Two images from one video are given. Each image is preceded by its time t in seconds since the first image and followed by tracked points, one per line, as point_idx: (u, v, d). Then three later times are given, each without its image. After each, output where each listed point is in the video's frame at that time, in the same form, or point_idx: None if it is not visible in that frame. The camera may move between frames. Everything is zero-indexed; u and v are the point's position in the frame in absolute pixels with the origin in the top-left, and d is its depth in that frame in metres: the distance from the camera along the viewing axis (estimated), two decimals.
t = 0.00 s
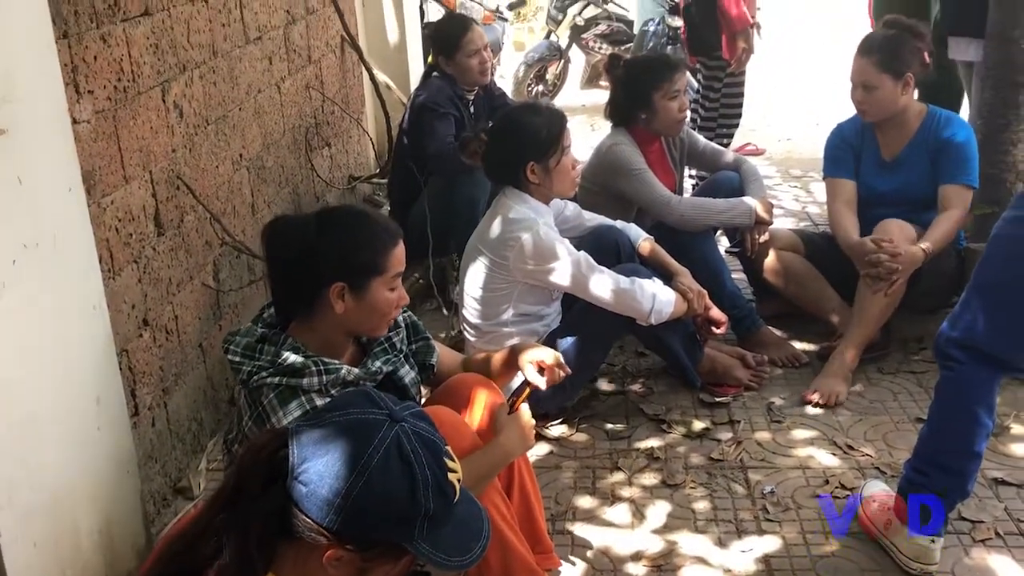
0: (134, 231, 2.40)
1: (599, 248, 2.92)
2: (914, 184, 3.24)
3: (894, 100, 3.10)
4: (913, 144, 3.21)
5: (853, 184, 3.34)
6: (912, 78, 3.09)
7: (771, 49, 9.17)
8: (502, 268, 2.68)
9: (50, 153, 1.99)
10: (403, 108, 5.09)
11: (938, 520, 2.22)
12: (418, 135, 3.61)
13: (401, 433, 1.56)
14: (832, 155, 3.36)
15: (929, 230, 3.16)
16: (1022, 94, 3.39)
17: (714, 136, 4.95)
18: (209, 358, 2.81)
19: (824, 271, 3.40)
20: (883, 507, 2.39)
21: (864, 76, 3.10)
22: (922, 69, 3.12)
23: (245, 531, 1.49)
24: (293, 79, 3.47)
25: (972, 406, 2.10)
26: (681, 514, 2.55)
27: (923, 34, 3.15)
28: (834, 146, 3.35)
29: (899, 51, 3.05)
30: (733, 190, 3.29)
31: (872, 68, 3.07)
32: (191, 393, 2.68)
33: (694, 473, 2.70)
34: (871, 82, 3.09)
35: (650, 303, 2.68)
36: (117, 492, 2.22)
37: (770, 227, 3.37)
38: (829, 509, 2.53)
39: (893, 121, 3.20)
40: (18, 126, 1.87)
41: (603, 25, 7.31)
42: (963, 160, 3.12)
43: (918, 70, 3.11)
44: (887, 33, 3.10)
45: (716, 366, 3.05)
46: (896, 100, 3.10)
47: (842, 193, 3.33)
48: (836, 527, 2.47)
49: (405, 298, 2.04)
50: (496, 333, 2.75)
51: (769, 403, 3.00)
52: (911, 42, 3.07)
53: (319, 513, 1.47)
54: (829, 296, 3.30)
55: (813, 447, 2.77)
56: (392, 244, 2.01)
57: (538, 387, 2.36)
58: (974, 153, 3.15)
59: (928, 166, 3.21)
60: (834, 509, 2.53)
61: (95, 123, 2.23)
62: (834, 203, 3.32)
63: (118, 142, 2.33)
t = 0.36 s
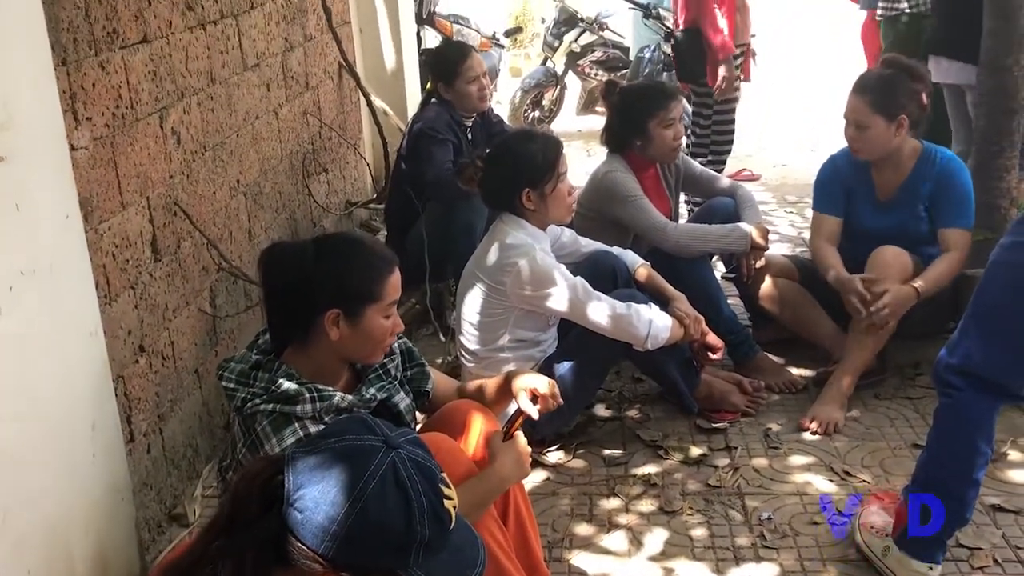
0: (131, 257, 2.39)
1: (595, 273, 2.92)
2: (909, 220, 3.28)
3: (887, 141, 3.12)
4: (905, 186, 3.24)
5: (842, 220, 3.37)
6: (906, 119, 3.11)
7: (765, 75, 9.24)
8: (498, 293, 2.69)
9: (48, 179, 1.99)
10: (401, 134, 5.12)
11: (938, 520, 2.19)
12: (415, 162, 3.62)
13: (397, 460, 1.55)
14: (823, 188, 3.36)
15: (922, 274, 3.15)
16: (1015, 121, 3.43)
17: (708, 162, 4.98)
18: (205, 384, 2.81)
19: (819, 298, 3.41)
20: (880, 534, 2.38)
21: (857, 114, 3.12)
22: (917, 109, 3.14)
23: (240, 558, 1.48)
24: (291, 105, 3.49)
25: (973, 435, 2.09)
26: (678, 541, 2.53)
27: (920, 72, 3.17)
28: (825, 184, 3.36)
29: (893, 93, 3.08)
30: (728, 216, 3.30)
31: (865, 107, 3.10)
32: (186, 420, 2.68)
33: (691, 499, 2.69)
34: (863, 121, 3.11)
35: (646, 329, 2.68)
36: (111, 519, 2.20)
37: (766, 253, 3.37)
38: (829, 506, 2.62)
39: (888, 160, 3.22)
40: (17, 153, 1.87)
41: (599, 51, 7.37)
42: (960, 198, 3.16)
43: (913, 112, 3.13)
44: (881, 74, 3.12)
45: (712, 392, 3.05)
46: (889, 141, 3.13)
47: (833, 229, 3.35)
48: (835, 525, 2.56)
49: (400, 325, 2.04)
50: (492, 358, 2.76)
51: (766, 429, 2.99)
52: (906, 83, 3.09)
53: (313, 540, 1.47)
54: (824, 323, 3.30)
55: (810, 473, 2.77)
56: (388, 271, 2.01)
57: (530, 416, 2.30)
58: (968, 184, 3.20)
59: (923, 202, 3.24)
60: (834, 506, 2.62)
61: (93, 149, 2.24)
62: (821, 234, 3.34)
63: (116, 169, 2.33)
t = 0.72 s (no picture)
0: (129, 282, 2.40)
1: (593, 297, 2.93)
2: (911, 246, 3.30)
3: (882, 169, 3.15)
4: (901, 212, 3.28)
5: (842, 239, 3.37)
6: (901, 148, 3.14)
7: (761, 99, 9.29)
8: (495, 317, 2.69)
9: (47, 206, 2.00)
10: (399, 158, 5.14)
11: (938, 522, 2.10)
12: (413, 186, 3.64)
13: (396, 488, 1.55)
14: (821, 211, 3.38)
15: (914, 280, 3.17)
16: (1010, 146, 3.45)
17: (704, 186, 5.00)
18: (203, 409, 2.80)
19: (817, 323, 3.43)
20: (879, 560, 2.37)
21: (852, 143, 3.14)
22: (913, 138, 3.16)
23: None
24: (290, 130, 3.51)
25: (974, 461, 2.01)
26: (677, 567, 2.52)
27: (914, 100, 3.21)
28: (823, 221, 3.36)
29: (888, 121, 3.10)
30: (726, 240, 3.31)
31: (860, 135, 3.12)
32: (183, 444, 2.67)
33: (690, 525, 2.68)
34: (859, 149, 3.13)
35: (643, 354, 2.69)
36: (107, 545, 2.19)
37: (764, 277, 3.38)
38: (827, 499, 2.75)
39: (883, 189, 3.24)
40: (17, 181, 1.88)
41: (596, 75, 7.40)
42: (957, 218, 3.19)
43: (908, 140, 3.15)
44: (876, 102, 3.14)
45: (711, 416, 3.05)
46: (884, 168, 3.15)
47: (837, 252, 3.32)
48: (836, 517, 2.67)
49: (396, 351, 2.04)
50: (490, 383, 2.75)
51: (764, 454, 2.99)
52: (901, 112, 3.11)
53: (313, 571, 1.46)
54: (822, 348, 3.31)
55: (809, 498, 2.76)
56: (385, 297, 2.01)
57: (529, 443, 2.30)
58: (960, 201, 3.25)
59: (920, 229, 3.26)
60: (833, 501, 2.74)
61: (92, 175, 2.24)
62: (824, 260, 3.31)
63: (115, 194, 2.34)
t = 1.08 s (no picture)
0: (127, 304, 2.39)
1: (591, 319, 2.92)
2: (910, 264, 3.31)
3: (876, 189, 3.17)
4: (898, 234, 3.29)
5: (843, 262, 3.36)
6: (895, 167, 3.15)
7: (758, 120, 9.34)
8: (493, 339, 2.69)
9: (47, 230, 2.00)
10: (398, 180, 5.14)
11: (938, 520, 2.04)
12: (412, 208, 3.65)
13: (391, 510, 1.55)
14: (820, 236, 3.37)
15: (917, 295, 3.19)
16: (1008, 169, 3.46)
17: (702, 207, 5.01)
18: (201, 431, 2.79)
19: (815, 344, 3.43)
20: None
21: (846, 163, 3.16)
22: (907, 158, 3.19)
23: None
24: (289, 152, 3.52)
25: (971, 482, 1.98)
26: None
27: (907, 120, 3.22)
28: (822, 247, 3.36)
29: (881, 142, 3.12)
30: (724, 261, 3.31)
31: (853, 155, 3.14)
32: (181, 466, 2.66)
33: (690, 548, 2.67)
34: (852, 170, 3.15)
35: (642, 377, 2.69)
36: (103, 570, 2.18)
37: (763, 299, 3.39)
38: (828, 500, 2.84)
39: (878, 209, 3.25)
40: (17, 204, 1.88)
41: (595, 97, 7.41)
42: (955, 237, 3.19)
43: (901, 160, 3.17)
44: (869, 122, 3.17)
45: (710, 439, 3.05)
46: (878, 188, 3.17)
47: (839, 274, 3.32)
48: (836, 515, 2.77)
49: (393, 375, 2.03)
50: (489, 406, 2.75)
51: (764, 476, 2.98)
52: (895, 132, 3.14)
53: None
54: (822, 370, 3.31)
55: (809, 521, 2.75)
56: (382, 321, 2.00)
57: (528, 469, 2.28)
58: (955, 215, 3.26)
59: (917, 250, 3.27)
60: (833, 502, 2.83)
61: (92, 198, 2.24)
62: (826, 282, 3.31)
63: (114, 217, 2.34)
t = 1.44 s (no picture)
0: (125, 329, 2.39)
1: (588, 343, 2.93)
2: (909, 281, 3.31)
3: (868, 207, 3.19)
4: (893, 254, 3.30)
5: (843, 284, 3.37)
6: (886, 184, 3.19)
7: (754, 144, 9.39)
8: (490, 364, 2.69)
9: (46, 256, 2.01)
10: (395, 205, 5.16)
11: (940, 521, 2.02)
12: (409, 231, 3.67)
13: (385, 527, 1.65)
14: (818, 258, 3.39)
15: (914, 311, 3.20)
16: (1003, 194, 3.49)
17: (699, 232, 5.03)
18: (198, 455, 2.79)
19: (812, 368, 3.43)
20: None
21: (839, 181, 3.19)
22: (897, 175, 3.22)
23: None
24: (289, 176, 3.54)
25: (968, 509, 1.98)
26: None
27: (898, 138, 3.26)
28: (821, 270, 3.37)
29: (872, 159, 3.16)
30: (721, 284, 3.33)
31: (847, 173, 3.18)
32: (178, 491, 2.65)
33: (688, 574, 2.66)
34: (846, 187, 3.18)
35: (641, 402, 2.69)
36: None
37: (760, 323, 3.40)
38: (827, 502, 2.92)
39: (872, 227, 3.27)
40: (16, 231, 1.89)
41: (592, 121, 7.46)
42: (949, 252, 3.22)
43: (892, 177, 3.20)
44: (860, 142, 3.20)
45: (708, 464, 3.04)
46: (870, 205, 3.19)
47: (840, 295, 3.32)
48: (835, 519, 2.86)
49: (388, 402, 2.02)
50: (487, 430, 2.74)
51: (763, 502, 2.98)
52: (886, 152, 3.18)
53: None
54: (819, 395, 3.31)
55: (807, 546, 2.74)
56: (378, 349, 2.00)
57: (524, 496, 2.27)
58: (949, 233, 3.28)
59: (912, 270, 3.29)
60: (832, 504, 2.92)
61: (91, 223, 2.24)
62: (829, 304, 3.31)
63: (113, 242, 2.34)
